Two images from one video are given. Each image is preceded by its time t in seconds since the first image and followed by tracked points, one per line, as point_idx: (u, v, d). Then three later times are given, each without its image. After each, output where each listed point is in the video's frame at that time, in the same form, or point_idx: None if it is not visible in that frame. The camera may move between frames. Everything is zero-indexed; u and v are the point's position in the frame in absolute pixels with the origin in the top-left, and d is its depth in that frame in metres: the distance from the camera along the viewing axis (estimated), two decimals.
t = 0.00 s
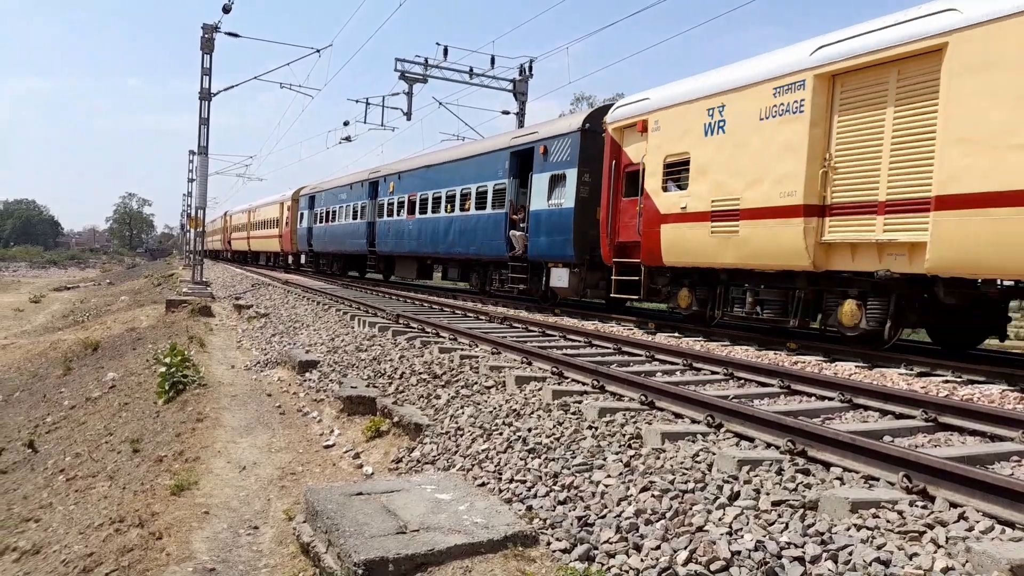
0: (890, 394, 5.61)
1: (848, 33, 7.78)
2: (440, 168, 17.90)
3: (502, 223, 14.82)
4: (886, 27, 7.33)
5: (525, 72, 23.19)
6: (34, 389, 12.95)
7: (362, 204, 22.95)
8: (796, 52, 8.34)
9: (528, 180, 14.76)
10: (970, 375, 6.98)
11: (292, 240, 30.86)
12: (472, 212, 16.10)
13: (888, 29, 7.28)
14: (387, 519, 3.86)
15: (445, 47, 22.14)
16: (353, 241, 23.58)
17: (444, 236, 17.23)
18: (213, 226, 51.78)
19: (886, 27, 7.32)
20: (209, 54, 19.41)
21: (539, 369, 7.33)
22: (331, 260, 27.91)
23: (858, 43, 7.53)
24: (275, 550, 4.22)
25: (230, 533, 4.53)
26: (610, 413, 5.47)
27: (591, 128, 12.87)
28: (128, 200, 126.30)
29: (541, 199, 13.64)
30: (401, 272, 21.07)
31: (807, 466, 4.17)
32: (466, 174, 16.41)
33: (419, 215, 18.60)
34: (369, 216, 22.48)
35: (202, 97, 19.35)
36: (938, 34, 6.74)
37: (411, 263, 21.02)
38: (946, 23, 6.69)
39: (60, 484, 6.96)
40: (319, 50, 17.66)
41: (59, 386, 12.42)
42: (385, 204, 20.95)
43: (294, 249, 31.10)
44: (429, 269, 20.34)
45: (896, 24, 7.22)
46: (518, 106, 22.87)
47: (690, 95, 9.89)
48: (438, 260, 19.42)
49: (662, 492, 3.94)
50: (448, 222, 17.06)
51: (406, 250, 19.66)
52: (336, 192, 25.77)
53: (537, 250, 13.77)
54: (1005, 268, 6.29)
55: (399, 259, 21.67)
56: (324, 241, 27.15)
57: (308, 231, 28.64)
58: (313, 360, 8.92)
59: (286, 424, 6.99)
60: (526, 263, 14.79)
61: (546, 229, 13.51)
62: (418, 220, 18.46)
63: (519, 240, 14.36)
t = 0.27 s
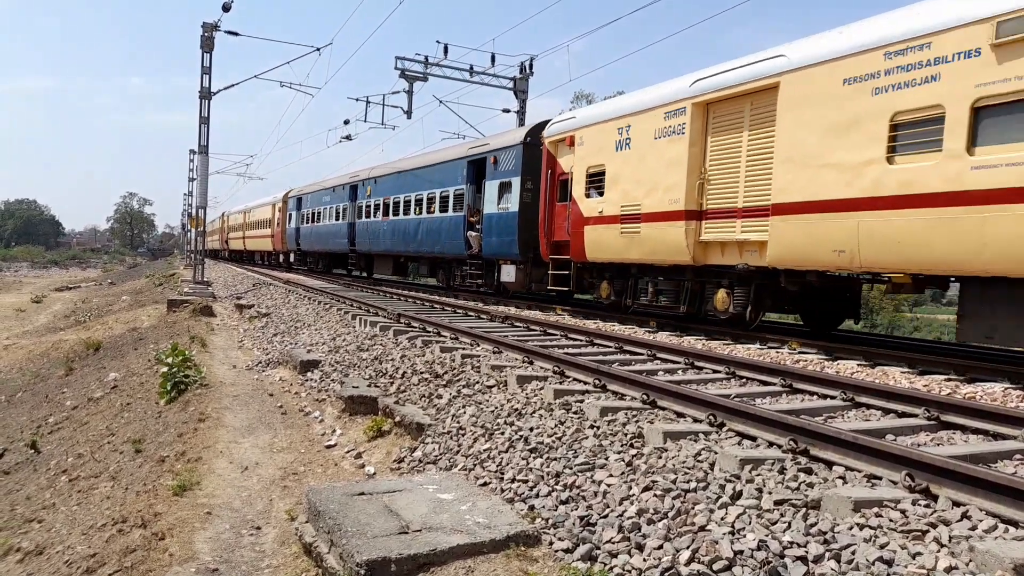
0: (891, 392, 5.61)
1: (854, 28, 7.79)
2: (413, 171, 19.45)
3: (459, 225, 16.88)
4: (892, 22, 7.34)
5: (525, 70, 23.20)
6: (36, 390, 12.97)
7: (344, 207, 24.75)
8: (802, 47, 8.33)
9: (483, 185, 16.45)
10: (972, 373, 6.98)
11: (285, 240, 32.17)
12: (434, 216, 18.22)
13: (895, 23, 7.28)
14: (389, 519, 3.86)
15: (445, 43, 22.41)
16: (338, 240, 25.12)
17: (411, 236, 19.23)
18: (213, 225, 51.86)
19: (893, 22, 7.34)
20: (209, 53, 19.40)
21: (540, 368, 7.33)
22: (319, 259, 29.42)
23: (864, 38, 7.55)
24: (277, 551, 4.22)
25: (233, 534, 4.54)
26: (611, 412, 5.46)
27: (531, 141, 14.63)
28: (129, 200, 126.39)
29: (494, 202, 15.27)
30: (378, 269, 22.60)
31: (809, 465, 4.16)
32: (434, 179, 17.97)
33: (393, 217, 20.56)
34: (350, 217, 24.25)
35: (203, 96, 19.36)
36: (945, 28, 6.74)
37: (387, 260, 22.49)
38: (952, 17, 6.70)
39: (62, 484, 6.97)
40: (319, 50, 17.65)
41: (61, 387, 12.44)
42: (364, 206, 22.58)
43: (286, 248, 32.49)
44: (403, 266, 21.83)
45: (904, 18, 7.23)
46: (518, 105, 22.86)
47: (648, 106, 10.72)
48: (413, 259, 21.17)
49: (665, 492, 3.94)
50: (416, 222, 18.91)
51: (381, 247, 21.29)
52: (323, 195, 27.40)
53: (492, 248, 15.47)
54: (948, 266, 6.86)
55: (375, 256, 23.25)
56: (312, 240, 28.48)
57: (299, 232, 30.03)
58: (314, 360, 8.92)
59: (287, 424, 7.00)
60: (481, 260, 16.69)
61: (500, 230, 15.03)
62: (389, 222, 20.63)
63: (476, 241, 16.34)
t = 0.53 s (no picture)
0: (894, 400, 5.60)
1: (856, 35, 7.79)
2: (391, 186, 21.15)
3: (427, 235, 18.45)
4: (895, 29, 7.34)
5: (528, 78, 23.26)
6: (38, 397, 12.98)
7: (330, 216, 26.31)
8: (805, 53, 8.29)
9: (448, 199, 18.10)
10: (974, 380, 6.97)
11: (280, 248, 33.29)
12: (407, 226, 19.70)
13: (899, 29, 7.26)
14: (390, 527, 3.86)
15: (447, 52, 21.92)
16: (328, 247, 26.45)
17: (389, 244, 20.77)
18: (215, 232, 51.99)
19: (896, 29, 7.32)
20: (212, 62, 19.47)
21: (542, 375, 7.32)
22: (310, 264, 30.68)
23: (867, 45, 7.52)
24: (278, 559, 4.21)
25: (233, 542, 4.52)
26: (613, 420, 5.45)
27: (487, 160, 16.29)
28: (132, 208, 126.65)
29: (455, 215, 16.96)
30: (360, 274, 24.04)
31: (811, 472, 4.15)
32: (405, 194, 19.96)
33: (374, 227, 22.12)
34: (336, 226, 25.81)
35: (206, 105, 19.42)
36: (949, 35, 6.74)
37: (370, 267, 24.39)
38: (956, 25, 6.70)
39: (64, 492, 6.96)
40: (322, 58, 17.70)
41: (63, 394, 12.44)
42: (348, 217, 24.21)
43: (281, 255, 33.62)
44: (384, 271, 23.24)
45: (907, 25, 7.23)
46: (520, 113, 22.91)
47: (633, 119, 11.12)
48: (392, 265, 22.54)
49: (666, 500, 3.93)
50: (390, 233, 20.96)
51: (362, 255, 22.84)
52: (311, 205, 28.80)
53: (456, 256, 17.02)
54: (887, 270, 7.40)
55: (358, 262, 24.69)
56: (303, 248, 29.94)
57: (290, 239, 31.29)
58: (316, 367, 8.91)
59: (289, 432, 6.99)
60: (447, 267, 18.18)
61: (462, 240, 16.67)
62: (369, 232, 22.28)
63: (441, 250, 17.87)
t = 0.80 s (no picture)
0: (897, 408, 5.59)
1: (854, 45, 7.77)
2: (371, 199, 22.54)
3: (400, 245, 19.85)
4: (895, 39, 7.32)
5: (529, 87, 23.38)
6: (40, 406, 12.99)
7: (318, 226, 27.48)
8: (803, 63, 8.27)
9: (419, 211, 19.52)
10: (977, 388, 6.96)
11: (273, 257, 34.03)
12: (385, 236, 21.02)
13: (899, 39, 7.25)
14: (392, 536, 3.85)
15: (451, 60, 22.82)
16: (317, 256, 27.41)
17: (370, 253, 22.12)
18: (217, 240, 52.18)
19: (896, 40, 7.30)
20: (215, 71, 19.57)
21: (544, 384, 7.32)
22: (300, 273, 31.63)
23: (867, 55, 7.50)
24: (280, 568, 4.21)
25: (235, 551, 4.52)
26: (615, 428, 5.44)
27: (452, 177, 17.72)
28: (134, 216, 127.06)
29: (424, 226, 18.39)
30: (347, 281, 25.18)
31: (814, 481, 4.14)
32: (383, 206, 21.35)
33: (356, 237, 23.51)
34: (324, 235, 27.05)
35: (209, 114, 19.51)
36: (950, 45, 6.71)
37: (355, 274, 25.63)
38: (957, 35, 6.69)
39: (65, 501, 6.96)
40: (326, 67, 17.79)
41: (65, 403, 12.45)
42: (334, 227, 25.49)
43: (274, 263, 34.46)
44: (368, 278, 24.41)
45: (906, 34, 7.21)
46: (521, 122, 23.01)
47: (611, 131, 11.33)
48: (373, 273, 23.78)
49: (669, 509, 3.92)
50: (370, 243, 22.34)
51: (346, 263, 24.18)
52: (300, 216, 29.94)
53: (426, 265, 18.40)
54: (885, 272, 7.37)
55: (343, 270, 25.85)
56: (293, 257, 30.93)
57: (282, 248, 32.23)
58: (318, 376, 8.91)
59: (291, 441, 6.99)
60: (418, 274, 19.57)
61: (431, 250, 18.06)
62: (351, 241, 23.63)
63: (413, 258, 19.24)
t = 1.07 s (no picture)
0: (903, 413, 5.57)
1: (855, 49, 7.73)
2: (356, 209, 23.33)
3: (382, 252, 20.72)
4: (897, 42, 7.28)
5: (534, 93, 23.40)
6: (46, 413, 13.02)
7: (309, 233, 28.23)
8: (805, 67, 8.24)
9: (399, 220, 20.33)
10: (984, 392, 6.93)
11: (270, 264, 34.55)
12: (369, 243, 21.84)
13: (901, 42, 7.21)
14: (398, 542, 3.85)
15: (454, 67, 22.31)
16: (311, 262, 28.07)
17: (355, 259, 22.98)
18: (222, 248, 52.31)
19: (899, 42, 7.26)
20: (222, 78, 19.66)
21: (549, 389, 7.31)
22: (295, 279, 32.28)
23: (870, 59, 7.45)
24: (287, 574, 4.21)
25: (242, 557, 4.52)
26: (621, 434, 5.43)
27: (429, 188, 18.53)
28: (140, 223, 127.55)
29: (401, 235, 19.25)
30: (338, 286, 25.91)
31: (821, 486, 4.13)
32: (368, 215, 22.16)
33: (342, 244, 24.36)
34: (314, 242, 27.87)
35: (215, 121, 19.60)
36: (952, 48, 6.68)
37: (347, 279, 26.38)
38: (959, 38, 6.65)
39: (72, 508, 6.97)
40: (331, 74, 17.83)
41: (71, 410, 12.47)
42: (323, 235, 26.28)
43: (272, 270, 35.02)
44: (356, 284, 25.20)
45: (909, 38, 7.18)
46: (526, 128, 23.04)
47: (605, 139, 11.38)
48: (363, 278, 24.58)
49: (675, 514, 3.91)
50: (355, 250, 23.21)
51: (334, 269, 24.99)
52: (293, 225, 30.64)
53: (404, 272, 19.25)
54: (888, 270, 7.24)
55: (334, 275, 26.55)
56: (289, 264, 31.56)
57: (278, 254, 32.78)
58: (323, 382, 8.92)
59: (297, 447, 6.99)
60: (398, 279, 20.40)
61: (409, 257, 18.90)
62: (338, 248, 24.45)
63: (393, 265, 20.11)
